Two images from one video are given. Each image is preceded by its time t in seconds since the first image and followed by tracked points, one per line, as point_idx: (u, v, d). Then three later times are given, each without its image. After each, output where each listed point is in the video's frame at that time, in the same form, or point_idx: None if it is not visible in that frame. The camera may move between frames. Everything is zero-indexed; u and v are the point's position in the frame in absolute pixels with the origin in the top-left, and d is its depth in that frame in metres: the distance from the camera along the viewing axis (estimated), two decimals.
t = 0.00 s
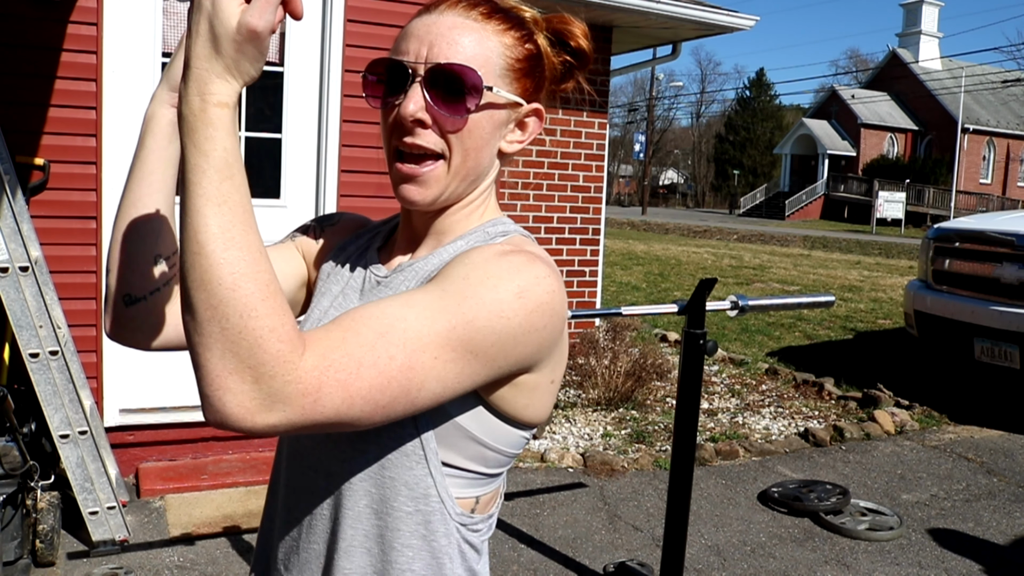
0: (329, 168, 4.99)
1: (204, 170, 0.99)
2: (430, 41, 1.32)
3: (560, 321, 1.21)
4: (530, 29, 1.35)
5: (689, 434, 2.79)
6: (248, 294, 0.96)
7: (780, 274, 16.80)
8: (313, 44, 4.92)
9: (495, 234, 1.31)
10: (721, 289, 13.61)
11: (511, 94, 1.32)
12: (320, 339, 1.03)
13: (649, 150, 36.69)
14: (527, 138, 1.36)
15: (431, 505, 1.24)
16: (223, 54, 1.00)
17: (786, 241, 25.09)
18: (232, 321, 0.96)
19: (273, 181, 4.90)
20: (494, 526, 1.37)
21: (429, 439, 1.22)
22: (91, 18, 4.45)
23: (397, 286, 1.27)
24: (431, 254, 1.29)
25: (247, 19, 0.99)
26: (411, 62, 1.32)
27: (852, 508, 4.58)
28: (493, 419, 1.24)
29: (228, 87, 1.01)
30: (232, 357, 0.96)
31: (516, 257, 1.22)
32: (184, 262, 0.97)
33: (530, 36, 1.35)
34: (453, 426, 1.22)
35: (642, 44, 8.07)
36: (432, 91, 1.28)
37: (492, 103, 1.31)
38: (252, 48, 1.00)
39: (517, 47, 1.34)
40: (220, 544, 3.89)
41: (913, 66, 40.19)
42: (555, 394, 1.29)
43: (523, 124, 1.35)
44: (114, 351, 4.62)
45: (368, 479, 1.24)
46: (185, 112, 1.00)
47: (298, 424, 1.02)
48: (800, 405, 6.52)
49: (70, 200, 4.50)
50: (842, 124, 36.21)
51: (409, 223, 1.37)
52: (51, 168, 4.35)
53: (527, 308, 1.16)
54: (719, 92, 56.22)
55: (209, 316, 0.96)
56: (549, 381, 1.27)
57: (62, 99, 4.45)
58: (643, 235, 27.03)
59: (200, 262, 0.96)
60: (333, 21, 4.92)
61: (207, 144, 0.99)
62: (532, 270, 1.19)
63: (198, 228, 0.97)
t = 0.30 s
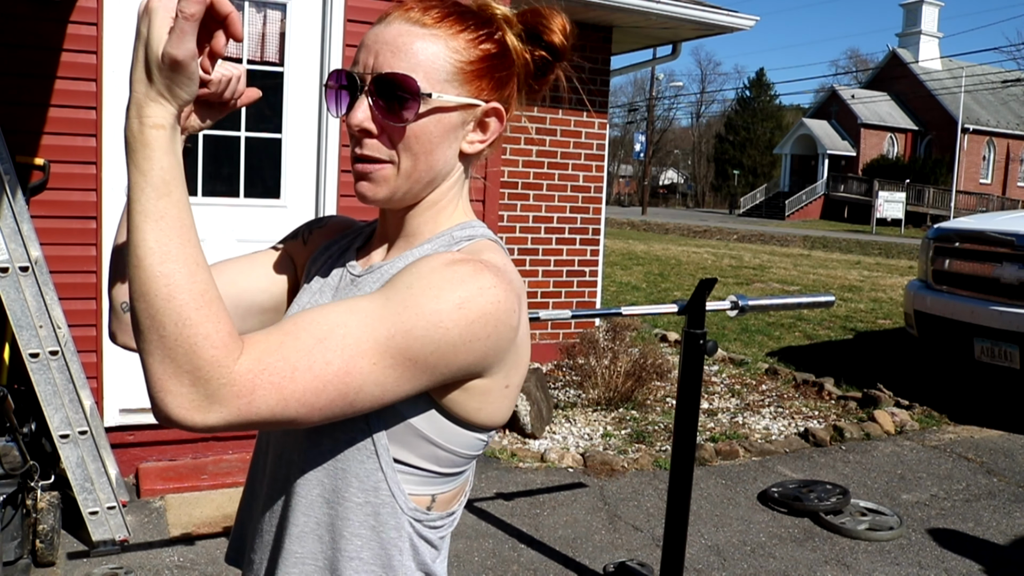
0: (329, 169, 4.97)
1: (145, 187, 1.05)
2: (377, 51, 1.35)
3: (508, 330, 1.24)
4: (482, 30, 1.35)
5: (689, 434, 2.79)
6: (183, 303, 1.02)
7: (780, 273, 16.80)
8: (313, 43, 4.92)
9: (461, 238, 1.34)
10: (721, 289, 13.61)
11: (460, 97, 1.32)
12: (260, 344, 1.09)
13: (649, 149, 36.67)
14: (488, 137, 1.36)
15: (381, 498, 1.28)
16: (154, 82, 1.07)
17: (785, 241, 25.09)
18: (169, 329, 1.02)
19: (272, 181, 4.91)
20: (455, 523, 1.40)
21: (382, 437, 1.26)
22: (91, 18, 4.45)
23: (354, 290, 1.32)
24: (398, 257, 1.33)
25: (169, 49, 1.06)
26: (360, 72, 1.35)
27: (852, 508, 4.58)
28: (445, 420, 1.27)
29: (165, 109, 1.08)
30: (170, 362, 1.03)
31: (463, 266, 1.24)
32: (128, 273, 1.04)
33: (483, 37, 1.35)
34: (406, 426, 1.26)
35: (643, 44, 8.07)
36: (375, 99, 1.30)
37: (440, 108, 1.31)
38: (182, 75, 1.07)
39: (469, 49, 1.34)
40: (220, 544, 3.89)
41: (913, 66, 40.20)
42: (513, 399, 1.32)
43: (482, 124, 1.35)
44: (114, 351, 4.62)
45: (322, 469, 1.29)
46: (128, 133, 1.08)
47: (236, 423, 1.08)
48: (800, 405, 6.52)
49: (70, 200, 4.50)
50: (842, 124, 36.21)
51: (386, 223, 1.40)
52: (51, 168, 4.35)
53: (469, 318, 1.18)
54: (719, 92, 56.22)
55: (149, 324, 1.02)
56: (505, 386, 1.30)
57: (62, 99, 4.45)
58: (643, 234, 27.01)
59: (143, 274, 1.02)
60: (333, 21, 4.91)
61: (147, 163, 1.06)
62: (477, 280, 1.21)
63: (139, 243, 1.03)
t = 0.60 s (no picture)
0: (329, 169, 4.97)
1: (153, 182, 1.05)
2: (388, 55, 1.33)
3: (501, 321, 1.25)
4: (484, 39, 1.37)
5: (689, 434, 2.79)
6: (189, 295, 1.02)
7: (780, 273, 16.80)
8: (313, 43, 4.92)
9: (448, 235, 1.34)
10: (721, 289, 13.61)
11: (466, 105, 1.34)
12: (260, 336, 1.09)
13: (649, 149, 36.70)
14: (480, 141, 1.40)
15: (379, 494, 1.28)
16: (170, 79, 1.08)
17: (785, 241, 25.09)
18: (174, 320, 1.02)
19: (272, 181, 4.91)
20: (449, 517, 1.41)
21: (378, 432, 1.26)
22: (91, 18, 4.44)
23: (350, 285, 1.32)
24: (388, 255, 1.33)
25: (188, 48, 1.07)
26: (371, 77, 1.33)
27: (852, 508, 4.58)
28: (441, 414, 1.28)
29: (176, 108, 1.08)
30: (174, 353, 1.02)
31: (457, 259, 1.25)
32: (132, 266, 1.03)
33: (482, 44, 1.36)
34: (400, 419, 1.26)
35: (642, 44, 8.08)
36: (391, 107, 1.29)
37: (449, 116, 1.33)
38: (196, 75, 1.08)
39: (471, 57, 1.35)
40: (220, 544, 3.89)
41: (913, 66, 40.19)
42: (504, 391, 1.33)
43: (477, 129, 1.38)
44: (114, 351, 4.63)
45: (318, 468, 1.29)
46: (137, 129, 1.07)
47: (239, 416, 1.08)
48: (800, 405, 6.52)
49: (70, 200, 4.50)
50: (842, 124, 36.21)
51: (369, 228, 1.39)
52: (51, 168, 4.35)
53: (464, 309, 1.19)
54: (719, 92, 56.21)
55: (153, 315, 1.01)
56: (497, 378, 1.31)
57: (62, 99, 4.45)
58: (643, 234, 27.03)
59: (147, 266, 1.02)
60: (333, 21, 4.91)
61: (155, 158, 1.06)
62: (471, 272, 1.22)
63: (145, 236, 1.03)
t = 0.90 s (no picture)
0: (329, 169, 4.98)
1: (148, 176, 1.05)
2: (391, 57, 1.33)
3: (505, 317, 1.25)
4: (486, 40, 1.36)
5: (689, 433, 2.79)
6: (194, 288, 1.02)
7: (780, 274, 16.80)
8: (313, 43, 4.92)
9: (447, 233, 1.34)
10: (721, 289, 13.61)
11: (468, 106, 1.35)
12: (268, 331, 1.09)
13: (649, 150, 36.70)
14: (480, 140, 1.41)
15: (384, 493, 1.29)
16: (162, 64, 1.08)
17: (785, 241, 25.09)
18: (180, 314, 1.01)
19: (273, 181, 4.91)
20: (451, 514, 1.41)
21: (382, 430, 1.26)
22: (91, 18, 4.44)
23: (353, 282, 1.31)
24: (389, 254, 1.33)
25: (185, 31, 1.09)
26: (375, 79, 1.33)
27: (852, 508, 4.58)
28: (444, 411, 1.28)
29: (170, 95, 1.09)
30: (182, 348, 1.02)
31: (461, 256, 1.25)
32: (134, 260, 1.03)
33: (484, 45, 1.36)
34: (404, 417, 1.27)
35: (642, 44, 8.08)
36: (396, 108, 1.30)
37: (453, 117, 1.34)
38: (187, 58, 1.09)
39: (472, 58, 1.35)
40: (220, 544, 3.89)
41: (913, 67, 40.19)
42: (506, 387, 1.34)
43: (477, 128, 1.39)
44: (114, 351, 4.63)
45: (323, 467, 1.29)
46: (128, 121, 1.07)
47: (247, 411, 1.08)
48: (800, 405, 6.52)
49: (70, 200, 4.50)
50: (842, 125, 36.21)
51: (367, 225, 1.39)
52: (51, 168, 4.35)
53: (470, 305, 1.20)
54: (719, 92, 56.22)
55: (160, 310, 1.01)
56: (500, 373, 1.31)
57: (62, 99, 4.45)
58: (643, 235, 27.03)
59: (148, 260, 1.02)
60: (333, 21, 4.92)
61: (152, 152, 1.06)
62: (476, 268, 1.23)
63: (146, 230, 1.03)
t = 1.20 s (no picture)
0: (329, 169, 4.98)
1: (155, 166, 1.06)
2: (381, 54, 1.33)
3: (504, 315, 1.25)
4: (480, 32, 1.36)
5: (690, 434, 2.78)
6: (192, 281, 1.02)
7: (779, 273, 16.81)
8: (313, 43, 4.92)
9: (448, 231, 1.33)
10: (721, 289, 13.62)
11: (462, 100, 1.34)
12: (264, 328, 1.08)
13: (649, 150, 36.70)
14: (481, 135, 1.39)
15: (382, 492, 1.28)
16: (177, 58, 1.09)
17: (785, 241, 25.08)
18: (176, 306, 1.01)
19: (273, 181, 4.91)
20: (452, 516, 1.41)
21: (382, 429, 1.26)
22: (91, 18, 4.44)
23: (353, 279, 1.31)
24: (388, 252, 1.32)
25: (203, 23, 1.09)
26: (364, 77, 1.34)
27: (852, 508, 4.58)
28: (443, 410, 1.28)
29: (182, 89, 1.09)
30: (177, 341, 1.01)
31: (459, 253, 1.25)
32: (134, 252, 1.03)
33: (479, 38, 1.36)
34: (402, 416, 1.26)
35: (642, 44, 8.08)
36: (385, 105, 1.29)
37: (445, 113, 1.33)
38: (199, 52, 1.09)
39: (466, 51, 1.35)
40: (220, 544, 3.89)
41: (913, 66, 40.19)
42: (506, 386, 1.33)
43: (476, 123, 1.37)
44: (114, 350, 4.63)
45: (321, 466, 1.29)
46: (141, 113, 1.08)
47: (241, 407, 1.07)
48: (800, 405, 6.52)
49: (71, 200, 4.50)
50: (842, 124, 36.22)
51: (369, 223, 1.39)
52: (51, 168, 4.35)
53: (468, 302, 1.20)
54: (719, 92, 56.22)
55: (156, 301, 1.01)
56: (499, 372, 1.31)
57: (62, 99, 4.45)
58: (643, 234, 27.05)
59: (147, 249, 1.02)
60: (333, 21, 4.91)
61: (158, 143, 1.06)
62: (473, 266, 1.23)
63: (147, 221, 1.03)
